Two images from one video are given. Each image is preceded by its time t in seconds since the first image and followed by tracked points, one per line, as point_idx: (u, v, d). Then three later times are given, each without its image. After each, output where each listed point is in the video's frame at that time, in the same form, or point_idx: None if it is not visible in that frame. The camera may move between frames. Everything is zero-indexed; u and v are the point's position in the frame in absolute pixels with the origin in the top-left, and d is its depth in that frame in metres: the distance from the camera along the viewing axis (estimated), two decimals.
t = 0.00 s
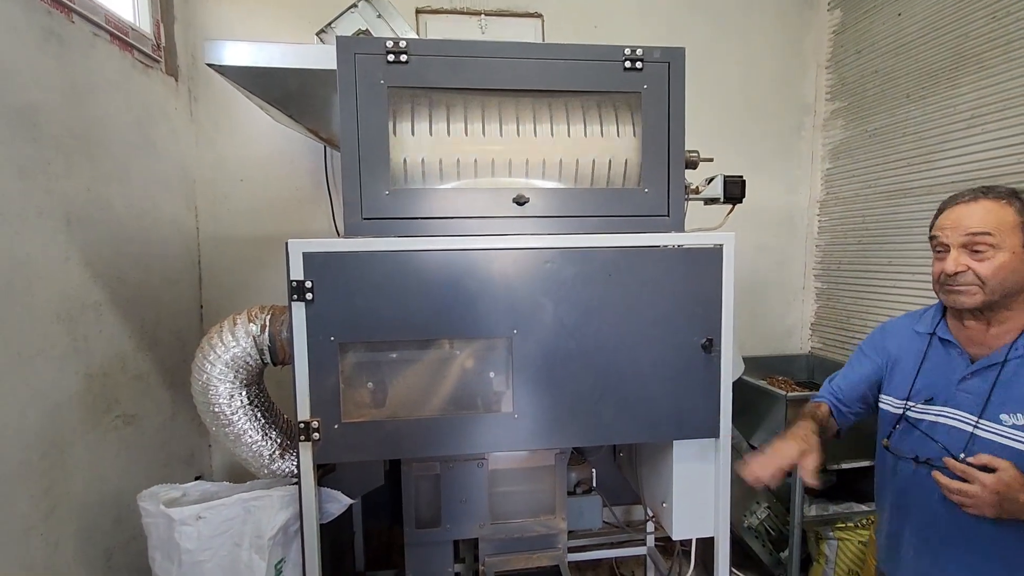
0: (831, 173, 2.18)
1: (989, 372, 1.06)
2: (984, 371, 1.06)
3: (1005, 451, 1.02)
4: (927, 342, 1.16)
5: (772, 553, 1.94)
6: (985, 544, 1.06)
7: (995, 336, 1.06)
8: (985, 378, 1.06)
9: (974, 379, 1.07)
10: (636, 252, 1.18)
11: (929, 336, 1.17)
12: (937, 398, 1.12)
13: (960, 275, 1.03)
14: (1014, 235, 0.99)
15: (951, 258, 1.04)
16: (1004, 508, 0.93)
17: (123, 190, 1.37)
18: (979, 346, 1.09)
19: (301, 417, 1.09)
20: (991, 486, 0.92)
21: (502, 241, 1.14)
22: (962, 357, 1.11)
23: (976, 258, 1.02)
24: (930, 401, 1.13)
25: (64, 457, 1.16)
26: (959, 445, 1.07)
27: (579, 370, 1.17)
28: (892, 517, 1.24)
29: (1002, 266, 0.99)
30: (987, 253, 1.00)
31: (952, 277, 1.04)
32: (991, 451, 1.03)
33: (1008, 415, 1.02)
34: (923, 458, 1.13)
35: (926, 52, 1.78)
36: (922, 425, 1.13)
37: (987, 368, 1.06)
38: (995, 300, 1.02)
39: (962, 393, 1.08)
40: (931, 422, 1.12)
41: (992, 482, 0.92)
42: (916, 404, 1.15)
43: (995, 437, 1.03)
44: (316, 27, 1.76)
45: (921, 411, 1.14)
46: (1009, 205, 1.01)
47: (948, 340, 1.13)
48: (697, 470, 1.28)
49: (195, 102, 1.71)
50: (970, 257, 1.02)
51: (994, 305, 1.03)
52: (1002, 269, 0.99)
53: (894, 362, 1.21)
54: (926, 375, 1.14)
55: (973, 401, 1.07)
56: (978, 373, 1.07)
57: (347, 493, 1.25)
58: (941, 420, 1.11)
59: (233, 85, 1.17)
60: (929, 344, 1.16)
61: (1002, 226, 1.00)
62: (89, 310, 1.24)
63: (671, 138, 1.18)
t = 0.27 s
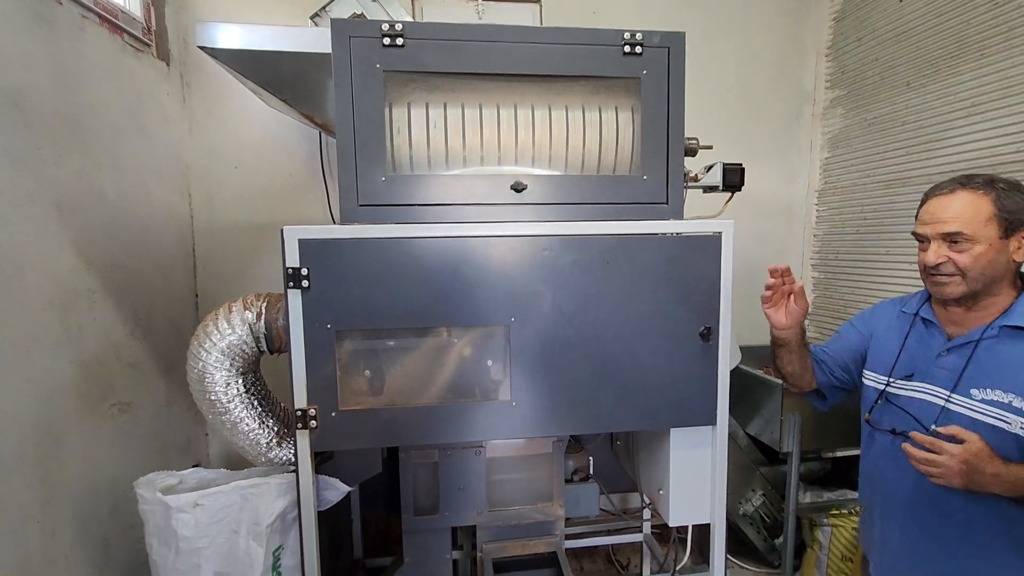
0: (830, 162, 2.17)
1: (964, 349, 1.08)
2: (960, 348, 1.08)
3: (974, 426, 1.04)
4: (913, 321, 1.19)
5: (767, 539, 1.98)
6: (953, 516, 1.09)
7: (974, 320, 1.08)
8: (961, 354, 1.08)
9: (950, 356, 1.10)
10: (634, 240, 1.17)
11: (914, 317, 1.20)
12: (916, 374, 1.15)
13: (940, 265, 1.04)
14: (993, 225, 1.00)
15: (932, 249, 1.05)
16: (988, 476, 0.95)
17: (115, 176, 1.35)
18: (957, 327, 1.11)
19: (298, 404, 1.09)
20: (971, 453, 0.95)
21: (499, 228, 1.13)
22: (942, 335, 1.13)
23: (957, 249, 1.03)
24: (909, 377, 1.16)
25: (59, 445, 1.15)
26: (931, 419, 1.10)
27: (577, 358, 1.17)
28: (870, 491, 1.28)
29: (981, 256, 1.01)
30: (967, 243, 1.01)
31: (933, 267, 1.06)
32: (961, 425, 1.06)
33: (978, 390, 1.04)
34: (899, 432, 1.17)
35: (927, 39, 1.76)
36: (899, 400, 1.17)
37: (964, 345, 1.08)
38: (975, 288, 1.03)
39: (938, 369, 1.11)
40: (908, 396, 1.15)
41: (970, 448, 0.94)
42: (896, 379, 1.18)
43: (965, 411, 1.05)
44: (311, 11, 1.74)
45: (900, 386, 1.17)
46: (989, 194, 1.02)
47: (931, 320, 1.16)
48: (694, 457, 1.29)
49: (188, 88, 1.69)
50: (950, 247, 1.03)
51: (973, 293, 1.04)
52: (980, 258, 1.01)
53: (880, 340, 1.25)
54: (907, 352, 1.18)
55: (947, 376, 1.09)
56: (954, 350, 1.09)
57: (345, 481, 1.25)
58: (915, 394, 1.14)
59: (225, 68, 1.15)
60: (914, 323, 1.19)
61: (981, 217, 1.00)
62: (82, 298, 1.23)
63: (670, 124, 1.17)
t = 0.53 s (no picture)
0: (829, 145, 2.16)
1: (935, 326, 1.09)
2: (932, 325, 1.10)
3: (936, 399, 1.06)
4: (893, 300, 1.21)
5: (759, 521, 2.01)
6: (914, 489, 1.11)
7: (947, 299, 1.10)
8: (932, 330, 1.09)
9: (921, 332, 1.11)
10: (631, 221, 1.16)
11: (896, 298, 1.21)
12: (889, 350, 1.16)
13: (906, 245, 1.09)
14: (956, 206, 1.02)
15: (901, 230, 1.10)
16: (956, 496, 0.94)
17: (103, 155, 1.32)
18: (932, 305, 1.13)
19: (292, 386, 1.08)
20: (933, 476, 0.94)
21: (494, 208, 1.11)
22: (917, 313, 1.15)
23: (921, 229, 1.06)
24: (883, 353, 1.18)
25: (52, 427, 1.15)
26: (898, 393, 1.12)
27: (573, 340, 1.16)
28: (847, 468, 1.29)
29: (943, 237, 1.04)
30: (928, 224, 1.05)
31: (901, 247, 1.10)
32: (925, 398, 1.07)
33: (942, 365, 1.06)
34: (868, 406, 1.19)
35: (930, 19, 1.74)
36: (871, 374, 1.19)
37: (935, 321, 1.09)
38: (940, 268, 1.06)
39: (910, 344, 1.12)
40: (880, 371, 1.17)
41: (932, 473, 0.94)
42: (873, 355, 1.20)
43: (929, 384, 1.07)
44: None
45: (874, 361, 1.19)
46: (955, 176, 1.04)
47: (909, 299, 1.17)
48: (688, 439, 1.29)
49: (177, 65, 1.65)
50: (916, 228, 1.07)
51: (940, 272, 1.07)
52: (941, 239, 1.04)
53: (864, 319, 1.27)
54: (885, 330, 1.19)
55: (916, 351, 1.10)
56: (927, 326, 1.11)
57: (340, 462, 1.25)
58: (886, 369, 1.15)
59: (213, 42, 1.12)
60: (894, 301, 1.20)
61: (942, 198, 1.03)
62: (72, 279, 1.21)
63: (668, 103, 1.15)
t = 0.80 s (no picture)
0: (829, 124, 2.13)
1: (901, 302, 1.17)
2: (898, 301, 1.18)
3: (897, 370, 1.15)
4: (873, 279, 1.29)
5: (752, 499, 2.04)
6: (878, 454, 1.18)
7: (916, 274, 1.17)
8: (899, 307, 1.17)
9: (890, 308, 1.19)
10: (628, 198, 1.14)
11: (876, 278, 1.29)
12: (863, 325, 1.25)
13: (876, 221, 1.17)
14: (919, 185, 1.10)
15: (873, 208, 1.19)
16: (953, 538, 1.00)
17: (88, 129, 1.29)
18: (903, 281, 1.20)
19: (285, 364, 1.08)
20: (921, 530, 1.04)
21: (489, 185, 1.09)
22: (889, 291, 1.23)
23: (889, 207, 1.15)
24: (858, 329, 1.27)
25: (42, 404, 1.14)
26: (864, 364, 1.21)
27: (568, 319, 1.16)
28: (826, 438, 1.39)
29: (906, 214, 1.12)
30: (893, 203, 1.14)
31: (873, 224, 1.19)
32: (888, 369, 1.16)
33: (903, 338, 1.14)
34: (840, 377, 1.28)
35: None
36: (846, 349, 1.28)
37: (902, 298, 1.17)
38: (906, 243, 1.14)
39: (878, 320, 1.21)
40: (853, 345, 1.26)
41: (916, 526, 1.04)
42: (850, 330, 1.29)
43: (890, 355, 1.16)
44: None
45: (849, 337, 1.28)
46: (923, 158, 1.11)
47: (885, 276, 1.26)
48: (683, 418, 1.29)
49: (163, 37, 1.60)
50: (885, 206, 1.16)
51: (907, 248, 1.15)
52: (904, 216, 1.12)
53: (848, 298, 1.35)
54: (861, 307, 1.28)
55: (881, 326, 1.20)
56: (895, 303, 1.19)
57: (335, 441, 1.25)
58: (856, 343, 1.25)
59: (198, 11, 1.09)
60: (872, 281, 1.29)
61: (907, 178, 1.12)
62: (59, 256, 1.19)
63: (667, 77, 1.13)
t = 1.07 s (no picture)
0: (829, 97, 2.10)
1: (886, 271, 1.18)
2: (883, 270, 1.18)
3: (874, 336, 1.16)
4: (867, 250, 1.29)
5: (742, 472, 2.08)
6: (854, 418, 1.20)
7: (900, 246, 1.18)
8: (883, 275, 1.18)
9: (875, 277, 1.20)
10: (624, 170, 1.12)
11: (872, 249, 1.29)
12: (852, 294, 1.26)
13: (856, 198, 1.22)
14: (884, 161, 1.13)
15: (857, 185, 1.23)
16: (942, 508, 1.04)
17: (67, 97, 1.25)
18: (890, 252, 1.20)
19: (276, 337, 1.06)
20: (910, 503, 1.08)
21: (482, 155, 1.07)
22: (879, 261, 1.23)
23: (864, 184, 1.19)
24: (848, 297, 1.28)
25: (31, 379, 1.13)
26: (846, 332, 1.23)
27: (562, 293, 1.15)
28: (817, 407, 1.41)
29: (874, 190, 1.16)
30: (867, 180, 1.18)
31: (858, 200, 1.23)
32: (866, 336, 1.17)
33: (881, 305, 1.15)
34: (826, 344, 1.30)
35: None
36: (834, 318, 1.29)
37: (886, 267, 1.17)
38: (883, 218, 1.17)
39: (864, 289, 1.22)
40: (840, 313, 1.27)
41: (903, 498, 1.08)
42: (841, 299, 1.30)
43: (868, 322, 1.17)
44: None
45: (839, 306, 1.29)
46: (890, 135, 1.13)
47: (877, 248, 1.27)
48: (676, 392, 1.30)
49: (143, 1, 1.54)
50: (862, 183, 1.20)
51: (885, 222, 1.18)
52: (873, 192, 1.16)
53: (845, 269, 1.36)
54: (854, 277, 1.29)
55: (866, 294, 1.20)
56: (880, 272, 1.19)
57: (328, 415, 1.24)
58: (842, 311, 1.26)
59: None
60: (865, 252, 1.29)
61: (874, 156, 1.15)
62: (42, 228, 1.16)
63: (665, 45, 1.10)
